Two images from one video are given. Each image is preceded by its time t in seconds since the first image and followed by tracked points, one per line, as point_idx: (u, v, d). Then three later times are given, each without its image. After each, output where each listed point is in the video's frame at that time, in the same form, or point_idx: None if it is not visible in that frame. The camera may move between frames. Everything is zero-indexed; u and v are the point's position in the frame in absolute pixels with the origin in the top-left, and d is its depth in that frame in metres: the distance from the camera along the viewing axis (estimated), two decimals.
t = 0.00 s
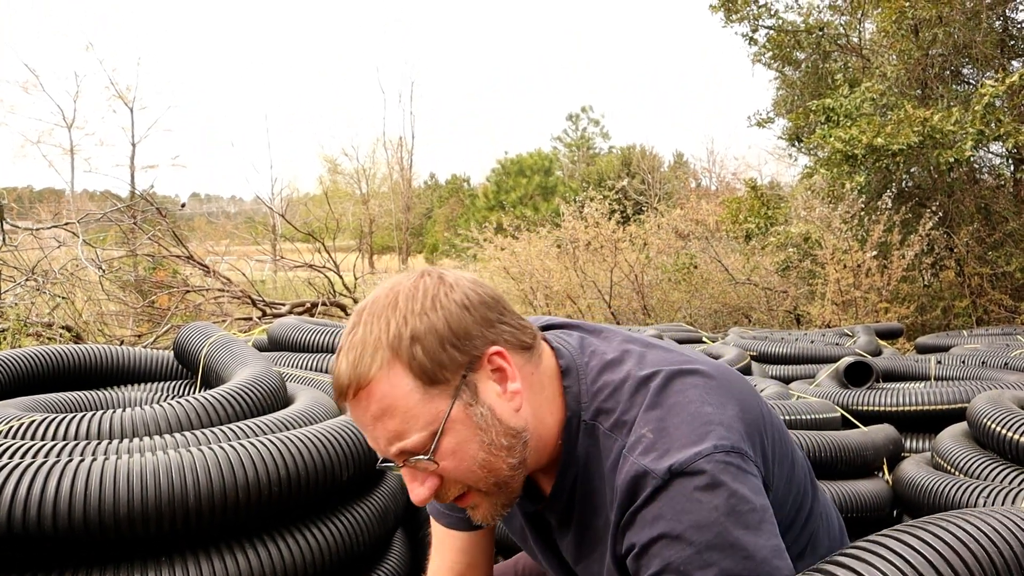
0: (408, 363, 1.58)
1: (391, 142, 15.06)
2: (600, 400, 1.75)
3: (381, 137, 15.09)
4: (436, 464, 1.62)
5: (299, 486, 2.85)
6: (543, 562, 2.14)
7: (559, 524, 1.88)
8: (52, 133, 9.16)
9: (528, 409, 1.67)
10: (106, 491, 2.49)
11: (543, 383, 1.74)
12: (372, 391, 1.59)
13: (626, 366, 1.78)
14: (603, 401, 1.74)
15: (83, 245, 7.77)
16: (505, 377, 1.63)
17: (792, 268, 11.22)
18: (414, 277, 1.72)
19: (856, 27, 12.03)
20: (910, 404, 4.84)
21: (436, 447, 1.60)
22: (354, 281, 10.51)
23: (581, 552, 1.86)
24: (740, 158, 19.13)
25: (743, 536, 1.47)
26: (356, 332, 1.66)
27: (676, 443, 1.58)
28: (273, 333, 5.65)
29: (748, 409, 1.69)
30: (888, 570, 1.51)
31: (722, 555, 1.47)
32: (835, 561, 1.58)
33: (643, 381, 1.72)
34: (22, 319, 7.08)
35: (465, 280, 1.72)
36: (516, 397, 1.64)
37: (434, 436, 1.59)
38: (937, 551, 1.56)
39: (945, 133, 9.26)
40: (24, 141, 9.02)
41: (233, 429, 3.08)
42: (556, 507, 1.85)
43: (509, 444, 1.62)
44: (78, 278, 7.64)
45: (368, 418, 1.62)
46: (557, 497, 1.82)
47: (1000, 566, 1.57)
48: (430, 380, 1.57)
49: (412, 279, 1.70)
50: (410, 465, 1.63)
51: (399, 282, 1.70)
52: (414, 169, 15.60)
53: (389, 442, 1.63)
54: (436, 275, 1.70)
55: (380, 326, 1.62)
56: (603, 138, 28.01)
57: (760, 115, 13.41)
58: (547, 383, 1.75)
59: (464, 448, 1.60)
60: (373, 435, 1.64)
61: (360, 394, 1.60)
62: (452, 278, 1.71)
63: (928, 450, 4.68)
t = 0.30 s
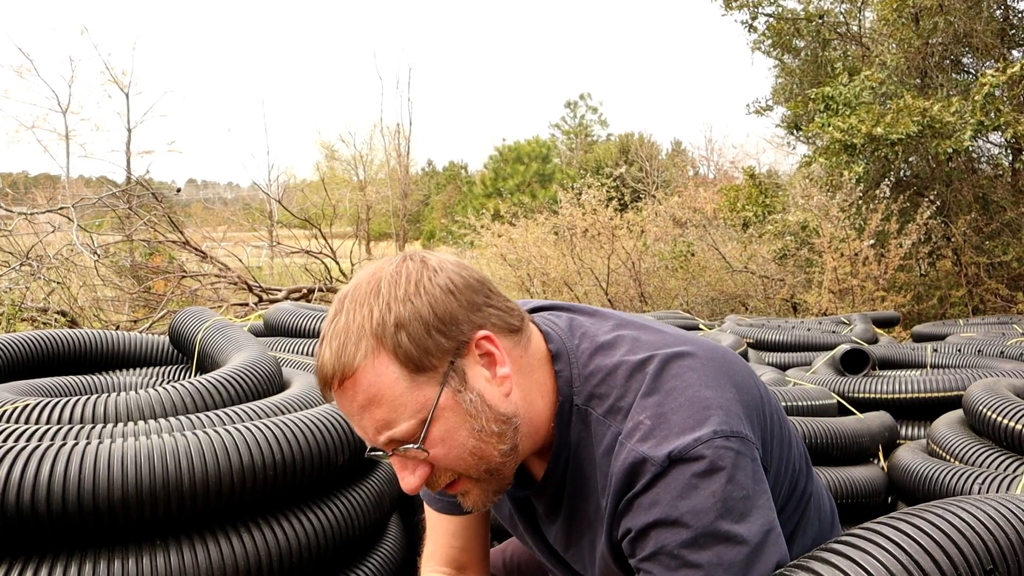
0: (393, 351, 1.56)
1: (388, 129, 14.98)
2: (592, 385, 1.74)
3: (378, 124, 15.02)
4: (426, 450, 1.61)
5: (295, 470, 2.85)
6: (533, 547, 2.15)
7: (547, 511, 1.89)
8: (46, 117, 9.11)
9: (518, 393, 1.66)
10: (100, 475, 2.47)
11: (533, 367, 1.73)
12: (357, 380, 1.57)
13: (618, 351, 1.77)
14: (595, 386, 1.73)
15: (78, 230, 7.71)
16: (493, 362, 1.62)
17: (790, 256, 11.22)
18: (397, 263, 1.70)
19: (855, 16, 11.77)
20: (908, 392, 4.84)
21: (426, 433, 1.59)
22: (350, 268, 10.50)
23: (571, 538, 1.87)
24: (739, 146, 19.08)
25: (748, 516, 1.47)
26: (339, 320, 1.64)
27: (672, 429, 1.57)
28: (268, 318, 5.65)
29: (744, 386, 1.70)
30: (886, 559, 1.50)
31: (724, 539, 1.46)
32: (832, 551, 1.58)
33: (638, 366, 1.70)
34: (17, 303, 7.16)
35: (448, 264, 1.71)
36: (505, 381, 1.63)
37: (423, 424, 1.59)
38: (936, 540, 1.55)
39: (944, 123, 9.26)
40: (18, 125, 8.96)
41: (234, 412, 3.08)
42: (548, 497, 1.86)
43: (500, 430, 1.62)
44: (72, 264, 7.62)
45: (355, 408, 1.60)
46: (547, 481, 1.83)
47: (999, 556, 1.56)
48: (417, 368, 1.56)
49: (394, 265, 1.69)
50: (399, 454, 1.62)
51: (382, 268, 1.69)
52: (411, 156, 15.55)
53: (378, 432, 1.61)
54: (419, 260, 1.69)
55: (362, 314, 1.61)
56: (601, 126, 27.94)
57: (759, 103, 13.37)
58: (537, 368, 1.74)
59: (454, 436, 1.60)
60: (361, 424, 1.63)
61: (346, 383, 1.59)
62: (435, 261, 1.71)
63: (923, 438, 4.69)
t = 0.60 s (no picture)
0: (473, 293, 1.59)
1: (386, 117, 14.93)
2: (646, 347, 1.73)
3: (376, 112, 14.97)
4: (496, 391, 1.62)
5: (297, 460, 2.86)
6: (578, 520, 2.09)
7: (600, 471, 1.84)
8: (43, 109, 9.06)
9: (583, 344, 1.68)
10: (102, 467, 2.47)
11: (597, 324, 1.74)
12: (437, 319, 1.59)
13: (676, 317, 1.76)
14: (642, 350, 1.73)
15: (77, 221, 7.66)
16: (563, 312, 1.64)
17: (790, 242, 11.29)
18: (476, 214, 1.73)
19: None
20: (908, 375, 4.84)
21: (497, 374, 1.61)
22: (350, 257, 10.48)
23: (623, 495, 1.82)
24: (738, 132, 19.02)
25: (770, 488, 1.46)
26: (421, 264, 1.67)
27: (711, 393, 1.57)
28: (268, 308, 5.64)
29: (784, 366, 1.66)
30: (891, 526, 1.44)
31: (737, 506, 1.46)
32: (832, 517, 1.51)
33: (689, 339, 1.68)
34: (16, 295, 7.16)
35: (524, 218, 1.73)
36: (574, 330, 1.65)
37: (495, 364, 1.60)
38: (940, 510, 1.49)
39: (943, 106, 9.23)
40: (15, 117, 8.91)
41: (231, 403, 3.06)
42: (601, 455, 1.81)
43: (566, 375, 1.63)
44: (71, 256, 7.59)
45: (430, 345, 1.62)
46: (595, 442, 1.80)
47: (997, 531, 1.51)
48: (493, 310, 1.58)
49: (475, 215, 1.72)
50: (469, 392, 1.64)
51: (463, 217, 1.72)
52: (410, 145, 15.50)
53: (451, 369, 1.63)
54: (498, 212, 1.71)
55: (445, 257, 1.63)
56: (600, 113, 27.85)
57: (758, 89, 13.33)
58: (603, 324, 1.75)
59: (524, 376, 1.61)
60: (434, 361, 1.65)
61: (424, 321, 1.61)
62: (514, 215, 1.72)
63: (924, 422, 4.69)
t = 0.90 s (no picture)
0: (471, 283, 1.60)
1: (385, 115, 14.92)
2: (639, 326, 1.74)
3: (375, 110, 14.97)
4: (495, 381, 1.63)
5: (293, 457, 2.85)
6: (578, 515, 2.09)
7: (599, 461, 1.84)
8: (41, 104, 9.04)
9: (582, 333, 1.69)
10: (98, 462, 2.46)
11: (594, 311, 1.75)
12: (435, 309, 1.60)
13: (671, 298, 1.78)
14: (650, 324, 1.73)
15: (74, 217, 7.65)
16: (561, 300, 1.65)
17: (788, 243, 11.24)
18: (473, 206, 1.75)
19: None
20: (904, 377, 4.86)
21: (496, 364, 1.61)
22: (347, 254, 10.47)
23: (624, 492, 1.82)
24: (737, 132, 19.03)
25: (750, 452, 1.43)
26: (419, 256, 1.68)
27: (700, 363, 1.56)
28: (266, 304, 5.64)
29: (777, 347, 1.67)
30: (900, 508, 1.40)
31: (732, 476, 1.43)
32: (842, 500, 1.47)
33: (683, 309, 1.72)
34: (13, 290, 7.18)
35: (520, 209, 1.75)
36: (571, 319, 1.66)
37: (494, 353, 1.60)
38: (954, 492, 1.46)
39: (941, 107, 9.22)
40: (13, 112, 8.88)
41: (213, 402, 3.02)
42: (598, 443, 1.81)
43: (565, 363, 1.63)
44: (69, 250, 7.58)
45: (429, 336, 1.63)
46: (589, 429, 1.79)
47: (1016, 512, 1.47)
48: (491, 300, 1.59)
49: (471, 207, 1.74)
50: (468, 383, 1.64)
51: (460, 209, 1.73)
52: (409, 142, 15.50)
53: (451, 360, 1.63)
54: (494, 204, 1.73)
55: (442, 249, 1.65)
56: (599, 112, 27.84)
57: (757, 89, 13.34)
58: (600, 311, 1.76)
59: (523, 365, 1.61)
60: (433, 352, 1.65)
61: (423, 313, 1.62)
62: (510, 206, 1.74)
63: (920, 423, 4.70)
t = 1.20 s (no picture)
0: (446, 313, 1.56)
1: (383, 111, 14.88)
2: (620, 323, 1.75)
3: (373, 106, 14.93)
4: (479, 411, 1.61)
5: (292, 453, 2.85)
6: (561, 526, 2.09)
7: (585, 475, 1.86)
8: (38, 101, 9.01)
9: (565, 352, 1.66)
10: (98, 461, 2.46)
11: (575, 327, 1.72)
12: (412, 342, 1.57)
13: (650, 294, 1.81)
14: (632, 320, 1.75)
15: (72, 215, 7.63)
16: (542, 321, 1.62)
17: (786, 236, 11.34)
18: (443, 229, 1.71)
19: None
20: (901, 369, 4.87)
21: (480, 392, 1.59)
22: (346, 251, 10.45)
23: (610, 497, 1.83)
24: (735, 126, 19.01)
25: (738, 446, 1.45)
26: (390, 286, 1.64)
27: (681, 356, 1.58)
28: (264, 302, 5.63)
29: (758, 339, 1.69)
30: (894, 508, 1.39)
31: (714, 470, 1.44)
32: (835, 501, 1.46)
33: (663, 304, 1.75)
34: (11, 288, 7.11)
35: (491, 229, 1.72)
36: (552, 340, 1.63)
37: (476, 383, 1.58)
38: (947, 491, 1.45)
39: (940, 100, 9.21)
40: (10, 109, 8.84)
41: (217, 398, 3.03)
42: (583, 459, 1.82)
43: (551, 388, 1.60)
44: (66, 248, 7.56)
45: (408, 371, 1.60)
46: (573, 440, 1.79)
47: (1008, 511, 1.47)
48: (469, 330, 1.56)
49: (441, 229, 1.70)
50: (453, 415, 1.63)
51: (429, 233, 1.70)
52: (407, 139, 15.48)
53: (432, 394, 1.61)
54: (464, 224, 1.70)
55: (414, 278, 1.61)
56: (597, 108, 27.80)
57: (755, 84, 13.34)
58: (582, 325, 1.74)
59: (506, 394, 1.59)
60: (414, 387, 1.63)
61: (399, 348, 1.59)
62: (480, 225, 1.71)
63: (919, 417, 4.71)
